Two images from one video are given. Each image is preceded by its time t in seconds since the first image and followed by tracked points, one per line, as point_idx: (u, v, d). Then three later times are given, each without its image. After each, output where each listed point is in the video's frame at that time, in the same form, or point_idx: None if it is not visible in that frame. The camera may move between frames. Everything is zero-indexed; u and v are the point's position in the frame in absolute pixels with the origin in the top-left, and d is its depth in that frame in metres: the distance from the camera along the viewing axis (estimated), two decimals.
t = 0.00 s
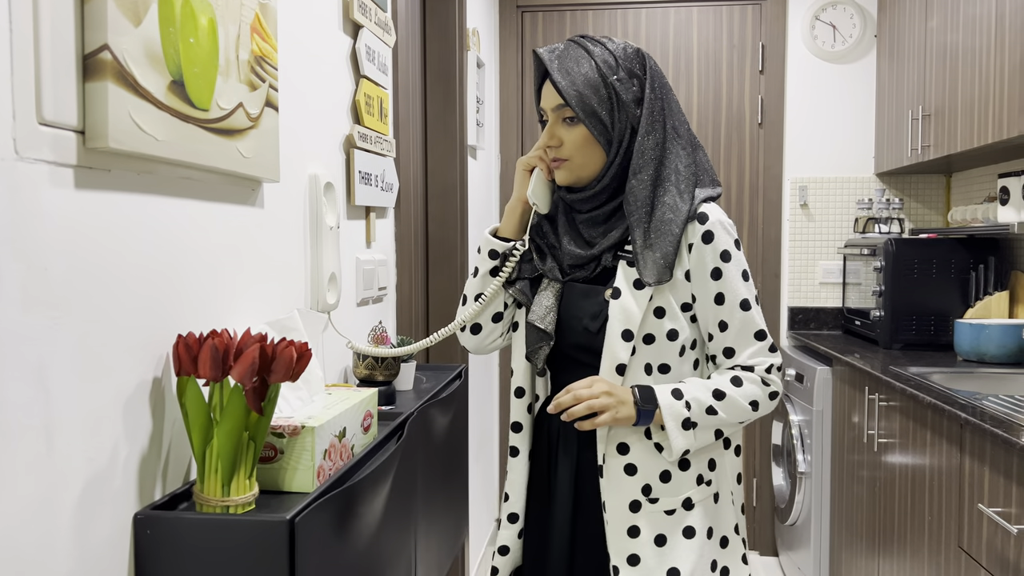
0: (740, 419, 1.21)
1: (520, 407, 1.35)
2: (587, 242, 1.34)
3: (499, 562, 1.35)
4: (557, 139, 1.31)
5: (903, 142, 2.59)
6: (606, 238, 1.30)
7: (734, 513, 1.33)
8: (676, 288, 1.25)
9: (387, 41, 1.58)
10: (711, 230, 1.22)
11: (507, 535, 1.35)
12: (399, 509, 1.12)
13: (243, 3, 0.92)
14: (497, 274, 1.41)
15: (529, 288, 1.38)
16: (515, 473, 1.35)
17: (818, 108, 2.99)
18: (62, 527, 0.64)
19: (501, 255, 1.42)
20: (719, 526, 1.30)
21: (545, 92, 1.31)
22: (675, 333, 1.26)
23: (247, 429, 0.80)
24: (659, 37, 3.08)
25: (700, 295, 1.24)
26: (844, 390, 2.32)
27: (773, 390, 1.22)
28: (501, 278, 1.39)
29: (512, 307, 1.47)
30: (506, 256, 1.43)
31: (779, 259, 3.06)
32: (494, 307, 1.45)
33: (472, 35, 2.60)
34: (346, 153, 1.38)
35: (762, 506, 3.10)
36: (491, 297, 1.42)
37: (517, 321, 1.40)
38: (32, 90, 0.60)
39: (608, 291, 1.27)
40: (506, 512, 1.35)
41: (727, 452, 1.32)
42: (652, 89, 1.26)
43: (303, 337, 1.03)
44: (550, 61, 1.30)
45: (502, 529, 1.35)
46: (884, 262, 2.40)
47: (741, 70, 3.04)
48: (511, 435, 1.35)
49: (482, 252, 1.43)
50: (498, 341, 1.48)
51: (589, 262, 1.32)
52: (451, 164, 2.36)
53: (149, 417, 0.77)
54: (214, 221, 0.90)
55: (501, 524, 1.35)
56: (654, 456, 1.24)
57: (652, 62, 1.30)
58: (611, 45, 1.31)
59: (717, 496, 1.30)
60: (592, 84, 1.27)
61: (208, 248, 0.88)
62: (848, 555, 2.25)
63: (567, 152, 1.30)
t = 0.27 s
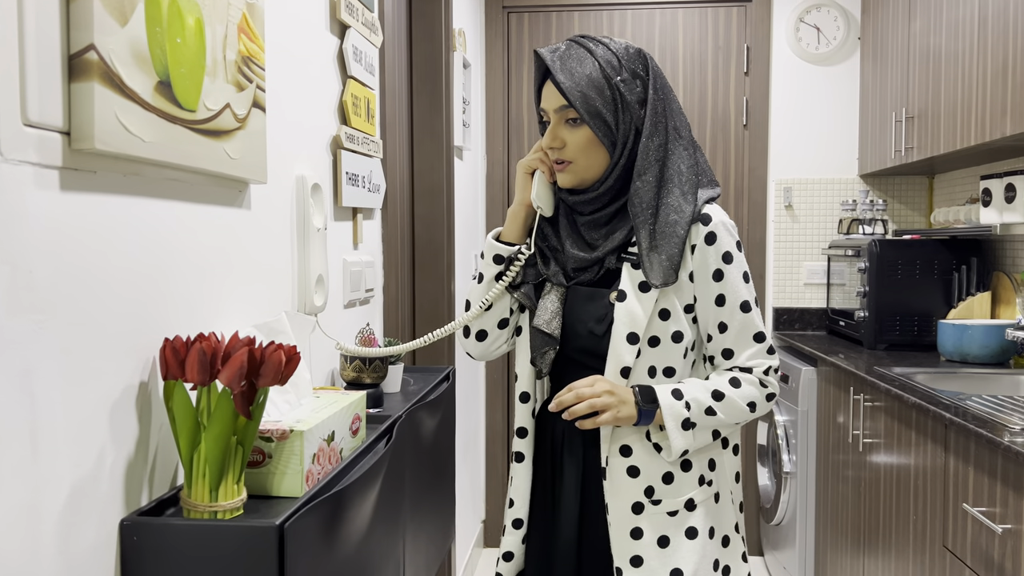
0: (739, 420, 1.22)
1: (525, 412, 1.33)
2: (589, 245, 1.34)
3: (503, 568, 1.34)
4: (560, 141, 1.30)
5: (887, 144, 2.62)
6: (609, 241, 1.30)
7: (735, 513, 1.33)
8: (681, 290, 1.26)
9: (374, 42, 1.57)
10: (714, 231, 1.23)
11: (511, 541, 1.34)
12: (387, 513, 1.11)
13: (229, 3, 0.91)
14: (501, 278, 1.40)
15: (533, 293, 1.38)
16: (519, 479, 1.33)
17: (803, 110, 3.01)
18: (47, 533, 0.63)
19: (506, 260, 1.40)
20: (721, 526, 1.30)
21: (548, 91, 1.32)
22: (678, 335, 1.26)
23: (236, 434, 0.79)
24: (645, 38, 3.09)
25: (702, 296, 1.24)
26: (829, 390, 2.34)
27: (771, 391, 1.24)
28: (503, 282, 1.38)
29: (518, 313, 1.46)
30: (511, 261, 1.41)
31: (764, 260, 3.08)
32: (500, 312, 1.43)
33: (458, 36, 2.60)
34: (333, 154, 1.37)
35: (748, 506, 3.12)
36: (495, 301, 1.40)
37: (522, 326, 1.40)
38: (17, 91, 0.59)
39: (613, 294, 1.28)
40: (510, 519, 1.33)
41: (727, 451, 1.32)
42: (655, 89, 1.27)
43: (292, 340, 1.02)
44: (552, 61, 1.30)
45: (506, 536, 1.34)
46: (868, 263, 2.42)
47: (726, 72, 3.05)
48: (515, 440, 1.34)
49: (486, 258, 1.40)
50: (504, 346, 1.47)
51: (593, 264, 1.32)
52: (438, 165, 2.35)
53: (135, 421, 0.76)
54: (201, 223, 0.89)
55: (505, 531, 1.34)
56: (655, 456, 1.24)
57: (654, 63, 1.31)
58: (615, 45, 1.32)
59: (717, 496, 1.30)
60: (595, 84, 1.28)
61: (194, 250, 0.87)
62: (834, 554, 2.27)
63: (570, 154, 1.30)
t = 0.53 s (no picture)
0: (740, 419, 1.23)
1: (526, 415, 1.34)
2: (590, 248, 1.35)
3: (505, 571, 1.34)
4: (561, 143, 1.31)
5: (871, 146, 2.64)
6: (611, 243, 1.30)
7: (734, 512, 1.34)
8: (683, 292, 1.26)
9: (362, 43, 1.56)
10: (716, 233, 1.24)
11: (512, 544, 1.34)
12: (376, 517, 1.11)
13: (217, 5, 0.91)
14: (503, 282, 1.38)
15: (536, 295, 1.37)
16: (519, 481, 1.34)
17: (788, 112, 3.04)
18: (33, 540, 0.63)
19: (508, 264, 1.39)
20: (722, 525, 1.31)
21: (548, 92, 1.32)
22: (680, 336, 1.27)
23: (225, 439, 0.78)
24: (631, 39, 3.10)
25: (703, 298, 1.25)
26: (814, 390, 2.36)
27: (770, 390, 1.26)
28: (503, 286, 1.38)
29: (518, 317, 1.45)
30: (514, 264, 1.39)
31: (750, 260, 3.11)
32: (501, 316, 1.42)
33: (445, 36, 2.59)
34: (320, 155, 1.36)
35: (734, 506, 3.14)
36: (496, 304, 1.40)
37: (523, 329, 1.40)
38: (4, 94, 0.59)
39: (615, 296, 1.28)
40: (512, 523, 1.33)
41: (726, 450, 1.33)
42: (656, 92, 1.28)
43: (280, 343, 1.02)
44: (553, 63, 1.31)
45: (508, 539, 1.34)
46: (854, 264, 2.44)
47: (713, 74, 3.07)
48: (516, 444, 1.33)
49: (489, 262, 1.39)
50: (504, 351, 1.47)
51: (595, 267, 1.32)
52: (425, 166, 2.34)
53: (123, 427, 0.76)
54: (188, 226, 0.89)
55: (507, 535, 1.34)
56: (659, 457, 1.25)
57: (654, 65, 1.32)
58: (616, 47, 1.33)
59: (718, 495, 1.31)
60: (597, 86, 1.29)
61: (182, 253, 0.87)
62: (820, 554, 2.29)
63: (572, 157, 1.31)
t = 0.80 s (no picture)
0: (742, 424, 1.24)
1: (526, 417, 1.34)
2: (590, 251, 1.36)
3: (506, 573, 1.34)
4: (563, 144, 1.32)
5: (857, 148, 2.67)
6: (611, 246, 1.31)
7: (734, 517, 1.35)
8: (683, 295, 1.28)
9: (351, 47, 1.56)
10: (716, 235, 1.25)
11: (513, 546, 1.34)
12: (368, 521, 1.12)
13: (208, 11, 0.91)
14: (502, 283, 1.40)
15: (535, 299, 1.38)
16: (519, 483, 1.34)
17: (775, 114, 3.06)
18: (27, 549, 0.63)
19: (506, 267, 1.41)
20: (720, 529, 1.32)
21: (552, 94, 1.33)
22: (681, 338, 1.28)
23: (218, 444, 0.79)
24: (619, 42, 3.12)
25: (704, 301, 1.26)
26: (802, 390, 2.38)
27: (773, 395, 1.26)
28: (501, 287, 1.39)
29: (517, 318, 1.47)
30: (511, 268, 1.41)
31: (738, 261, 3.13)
32: (500, 318, 1.44)
33: (433, 39, 2.59)
34: (310, 160, 1.36)
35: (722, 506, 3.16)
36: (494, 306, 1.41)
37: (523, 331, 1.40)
38: None
39: (615, 299, 1.29)
40: (512, 524, 1.34)
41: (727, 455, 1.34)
42: (659, 96, 1.29)
43: (271, 349, 1.02)
44: (557, 65, 1.32)
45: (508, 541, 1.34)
46: (840, 265, 2.47)
47: (700, 76, 3.09)
48: (516, 446, 1.34)
49: (487, 264, 1.42)
50: (503, 353, 1.48)
51: (595, 269, 1.33)
52: (414, 168, 2.34)
53: (115, 434, 0.76)
54: (180, 233, 0.89)
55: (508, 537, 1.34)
56: (658, 461, 1.26)
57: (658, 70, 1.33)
58: (620, 50, 1.34)
59: (717, 500, 1.32)
60: (600, 88, 1.30)
61: (174, 257, 0.87)
62: (808, 553, 2.31)
63: (573, 157, 1.32)
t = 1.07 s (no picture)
0: (734, 430, 1.21)
1: (522, 416, 1.38)
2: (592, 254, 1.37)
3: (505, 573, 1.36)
4: (568, 142, 1.33)
5: (846, 150, 2.70)
6: (613, 249, 1.32)
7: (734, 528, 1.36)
8: (685, 300, 1.29)
9: (343, 51, 1.57)
10: (716, 239, 1.26)
11: (512, 545, 1.36)
12: (362, 523, 1.12)
13: (203, 18, 0.92)
14: (490, 276, 1.45)
15: (528, 298, 1.40)
16: (518, 482, 1.37)
17: (765, 116, 3.09)
18: (27, 554, 0.63)
19: (495, 259, 1.45)
20: (721, 540, 1.33)
21: (561, 94, 1.35)
22: (681, 344, 1.29)
23: (214, 449, 0.79)
24: (609, 43, 3.13)
25: (703, 305, 1.27)
26: (791, 390, 2.40)
27: (771, 405, 1.23)
28: (490, 281, 1.43)
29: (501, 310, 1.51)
30: (500, 261, 1.45)
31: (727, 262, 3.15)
32: (486, 309, 1.49)
33: (424, 41, 2.60)
34: (304, 163, 1.37)
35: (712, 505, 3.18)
36: (482, 298, 1.46)
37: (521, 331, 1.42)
38: None
39: (615, 304, 1.32)
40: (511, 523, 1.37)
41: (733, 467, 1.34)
42: (667, 102, 1.31)
43: (266, 353, 1.02)
44: (567, 65, 1.34)
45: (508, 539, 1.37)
46: (829, 266, 2.49)
47: (690, 78, 3.11)
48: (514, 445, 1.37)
49: (477, 256, 1.46)
50: (486, 344, 1.52)
51: (596, 272, 1.34)
52: (405, 170, 2.35)
53: (113, 440, 0.77)
54: (176, 238, 0.89)
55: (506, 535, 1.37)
56: (659, 469, 1.26)
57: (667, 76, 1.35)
58: (630, 55, 1.36)
59: (719, 512, 1.33)
60: (607, 90, 1.31)
61: (170, 260, 0.88)
62: (797, 551, 2.33)
63: (577, 156, 1.33)
